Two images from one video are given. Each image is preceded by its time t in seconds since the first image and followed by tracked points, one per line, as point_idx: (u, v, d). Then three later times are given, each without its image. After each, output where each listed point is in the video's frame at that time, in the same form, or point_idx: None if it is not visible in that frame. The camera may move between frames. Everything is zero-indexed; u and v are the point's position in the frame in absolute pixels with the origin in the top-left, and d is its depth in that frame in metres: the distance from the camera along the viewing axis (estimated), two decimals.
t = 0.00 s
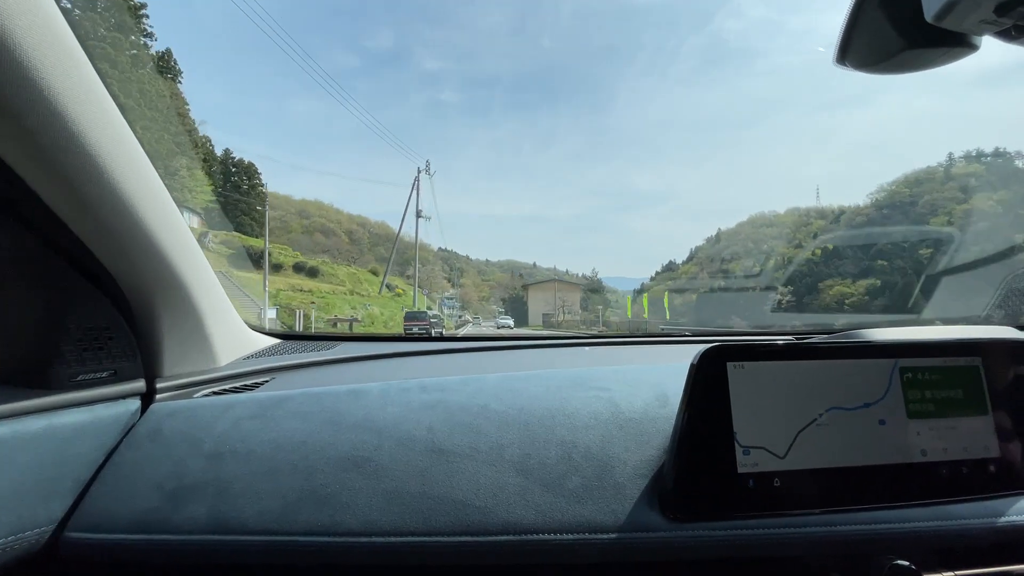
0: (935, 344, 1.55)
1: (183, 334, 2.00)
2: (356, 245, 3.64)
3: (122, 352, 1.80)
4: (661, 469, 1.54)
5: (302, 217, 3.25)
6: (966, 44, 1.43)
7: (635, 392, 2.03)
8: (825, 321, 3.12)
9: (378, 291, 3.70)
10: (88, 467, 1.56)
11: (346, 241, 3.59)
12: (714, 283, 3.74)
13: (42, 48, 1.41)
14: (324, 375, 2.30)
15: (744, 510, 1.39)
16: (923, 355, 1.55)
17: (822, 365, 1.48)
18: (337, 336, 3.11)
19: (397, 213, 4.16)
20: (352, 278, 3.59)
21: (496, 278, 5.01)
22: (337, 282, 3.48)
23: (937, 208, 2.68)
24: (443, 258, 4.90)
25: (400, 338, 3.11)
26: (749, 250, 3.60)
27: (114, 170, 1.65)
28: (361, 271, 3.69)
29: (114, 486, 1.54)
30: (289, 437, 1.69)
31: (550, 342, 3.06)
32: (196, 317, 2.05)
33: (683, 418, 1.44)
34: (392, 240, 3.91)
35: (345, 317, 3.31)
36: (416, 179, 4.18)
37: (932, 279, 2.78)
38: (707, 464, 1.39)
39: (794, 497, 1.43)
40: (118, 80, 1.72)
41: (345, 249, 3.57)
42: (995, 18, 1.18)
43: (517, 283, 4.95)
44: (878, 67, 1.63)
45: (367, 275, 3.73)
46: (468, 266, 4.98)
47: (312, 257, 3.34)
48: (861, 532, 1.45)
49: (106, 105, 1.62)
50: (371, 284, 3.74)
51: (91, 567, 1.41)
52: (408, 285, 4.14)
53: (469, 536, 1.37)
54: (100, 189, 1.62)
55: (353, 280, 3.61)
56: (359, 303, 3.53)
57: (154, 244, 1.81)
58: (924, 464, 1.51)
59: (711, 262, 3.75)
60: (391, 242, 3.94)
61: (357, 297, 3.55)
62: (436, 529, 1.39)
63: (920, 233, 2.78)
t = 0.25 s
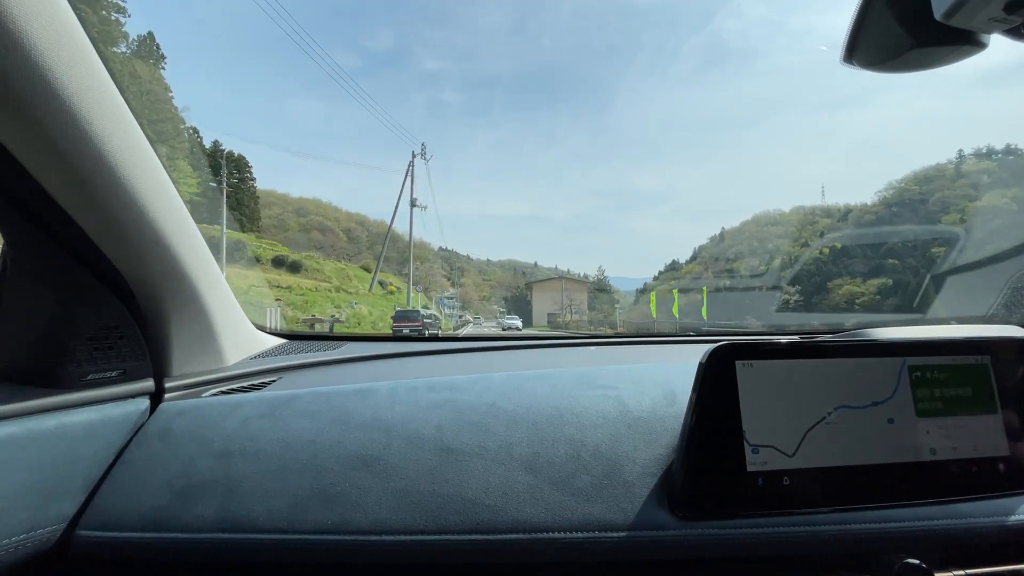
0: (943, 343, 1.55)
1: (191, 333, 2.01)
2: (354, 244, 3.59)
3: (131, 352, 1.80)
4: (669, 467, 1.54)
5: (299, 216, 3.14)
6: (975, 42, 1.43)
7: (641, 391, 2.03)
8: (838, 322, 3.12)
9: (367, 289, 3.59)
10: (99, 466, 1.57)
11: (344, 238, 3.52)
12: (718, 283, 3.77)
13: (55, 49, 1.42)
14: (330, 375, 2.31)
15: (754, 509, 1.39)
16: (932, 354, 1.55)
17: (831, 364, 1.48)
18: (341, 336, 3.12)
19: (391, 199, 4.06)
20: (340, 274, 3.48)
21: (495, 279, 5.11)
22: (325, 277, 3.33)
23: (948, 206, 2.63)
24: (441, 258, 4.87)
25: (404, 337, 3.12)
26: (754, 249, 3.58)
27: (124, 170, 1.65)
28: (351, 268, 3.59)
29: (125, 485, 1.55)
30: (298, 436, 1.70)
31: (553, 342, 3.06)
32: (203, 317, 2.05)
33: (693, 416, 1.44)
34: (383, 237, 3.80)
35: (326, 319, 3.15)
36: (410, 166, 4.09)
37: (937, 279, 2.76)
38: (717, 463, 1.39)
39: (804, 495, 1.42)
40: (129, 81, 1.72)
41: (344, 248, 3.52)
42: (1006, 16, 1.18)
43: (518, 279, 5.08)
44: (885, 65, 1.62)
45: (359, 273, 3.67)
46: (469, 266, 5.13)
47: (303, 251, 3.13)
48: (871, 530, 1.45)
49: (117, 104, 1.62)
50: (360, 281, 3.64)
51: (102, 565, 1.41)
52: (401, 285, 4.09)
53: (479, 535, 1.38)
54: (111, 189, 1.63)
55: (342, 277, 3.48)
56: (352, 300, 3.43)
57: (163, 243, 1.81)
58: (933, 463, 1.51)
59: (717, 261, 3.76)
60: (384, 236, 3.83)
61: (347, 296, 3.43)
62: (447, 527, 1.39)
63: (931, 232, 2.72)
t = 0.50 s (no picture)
0: (936, 351, 1.56)
1: (190, 341, 2.02)
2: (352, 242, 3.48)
3: (130, 360, 1.82)
4: (664, 476, 1.55)
5: (296, 213, 3.13)
6: (968, 54, 1.43)
7: (638, 398, 2.04)
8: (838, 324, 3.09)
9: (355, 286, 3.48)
10: (98, 474, 1.58)
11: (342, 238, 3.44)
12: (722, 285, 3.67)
13: (48, 61, 1.43)
14: (329, 381, 2.32)
15: (748, 518, 1.40)
16: (925, 362, 1.56)
17: (823, 373, 1.49)
18: (340, 341, 3.13)
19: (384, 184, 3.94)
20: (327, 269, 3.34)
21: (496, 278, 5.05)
22: (305, 272, 3.17)
23: (957, 204, 2.68)
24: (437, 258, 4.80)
25: (403, 342, 3.13)
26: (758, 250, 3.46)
27: (121, 180, 1.67)
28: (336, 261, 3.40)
29: (124, 493, 1.56)
30: (296, 444, 1.71)
31: (552, 346, 3.07)
32: (202, 325, 2.07)
33: (687, 425, 1.45)
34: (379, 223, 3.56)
35: (298, 319, 3.08)
36: (400, 149, 3.90)
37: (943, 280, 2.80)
38: (710, 472, 1.40)
39: (798, 504, 1.43)
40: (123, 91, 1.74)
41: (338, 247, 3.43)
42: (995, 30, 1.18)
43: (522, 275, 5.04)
44: (879, 75, 1.63)
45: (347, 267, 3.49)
46: (470, 264, 5.00)
47: (282, 244, 2.98)
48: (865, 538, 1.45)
49: (113, 115, 1.64)
50: (348, 277, 3.48)
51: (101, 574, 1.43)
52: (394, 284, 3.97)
53: (475, 543, 1.39)
54: (109, 200, 1.65)
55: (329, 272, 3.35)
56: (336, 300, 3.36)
57: (161, 252, 1.83)
58: (927, 471, 1.52)
59: (721, 262, 3.63)
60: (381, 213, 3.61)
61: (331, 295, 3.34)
62: (442, 536, 1.40)
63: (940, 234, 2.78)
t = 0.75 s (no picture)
0: (938, 348, 1.55)
1: (186, 338, 2.01)
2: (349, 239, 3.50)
3: (126, 357, 1.81)
4: (662, 473, 1.53)
5: (293, 211, 3.11)
6: (968, 49, 1.42)
7: (637, 395, 2.03)
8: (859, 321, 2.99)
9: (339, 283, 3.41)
10: (93, 471, 1.57)
11: (340, 235, 3.46)
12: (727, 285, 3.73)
13: (41, 57, 1.41)
14: (327, 379, 2.31)
15: (747, 515, 1.38)
16: (926, 359, 1.54)
17: (824, 370, 1.48)
18: (339, 340, 3.12)
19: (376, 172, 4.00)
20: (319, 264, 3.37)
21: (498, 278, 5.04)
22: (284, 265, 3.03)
23: (967, 201, 2.59)
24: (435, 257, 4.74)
25: (402, 340, 3.12)
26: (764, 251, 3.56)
27: (117, 176, 1.66)
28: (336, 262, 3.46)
29: (118, 490, 1.55)
30: (293, 441, 1.70)
31: (552, 345, 3.06)
32: (199, 322, 2.06)
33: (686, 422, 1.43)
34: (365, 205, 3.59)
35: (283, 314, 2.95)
36: (393, 129, 3.94)
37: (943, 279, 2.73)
38: (709, 469, 1.39)
39: (797, 501, 1.42)
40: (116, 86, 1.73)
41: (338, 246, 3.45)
42: (995, 24, 1.17)
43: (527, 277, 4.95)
44: (879, 71, 1.62)
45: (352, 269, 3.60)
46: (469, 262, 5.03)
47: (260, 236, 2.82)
48: (865, 536, 1.44)
49: (106, 109, 1.62)
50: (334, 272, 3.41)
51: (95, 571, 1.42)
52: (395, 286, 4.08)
53: (470, 541, 1.38)
54: (103, 196, 1.64)
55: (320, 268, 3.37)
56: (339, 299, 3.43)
57: (157, 249, 1.82)
58: (928, 469, 1.51)
59: (724, 260, 3.73)
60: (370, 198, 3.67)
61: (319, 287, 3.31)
62: (438, 534, 1.39)
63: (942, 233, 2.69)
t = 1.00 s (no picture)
0: (946, 342, 1.55)
1: (197, 332, 2.02)
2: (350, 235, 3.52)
3: (139, 350, 1.82)
4: (672, 466, 1.54)
5: (289, 209, 3.19)
6: (979, 43, 1.42)
7: (645, 390, 2.04)
8: (869, 319, 3.04)
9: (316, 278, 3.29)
10: (107, 462, 1.59)
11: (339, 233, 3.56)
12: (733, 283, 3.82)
13: (59, 48, 1.41)
14: (335, 373, 2.32)
15: (757, 508, 1.40)
16: (935, 354, 1.55)
17: (833, 364, 1.48)
18: (345, 335, 3.13)
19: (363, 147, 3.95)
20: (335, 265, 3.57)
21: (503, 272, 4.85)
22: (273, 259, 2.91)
23: (979, 198, 2.52)
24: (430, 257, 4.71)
25: (408, 336, 3.13)
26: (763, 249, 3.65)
27: (134, 171, 1.67)
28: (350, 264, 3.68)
29: (133, 481, 1.57)
30: (305, 434, 1.71)
31: (557, 341, 3.06)
32: (210, 316, 2.07)
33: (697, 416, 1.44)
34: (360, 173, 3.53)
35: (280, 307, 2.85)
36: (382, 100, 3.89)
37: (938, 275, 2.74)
38: (720, 462, 1.40)
39: (807, 494, 1.43)
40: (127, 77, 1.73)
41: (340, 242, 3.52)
42: (1010, 17, 1.17)
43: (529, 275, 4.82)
44: (890, 66, 1.62)
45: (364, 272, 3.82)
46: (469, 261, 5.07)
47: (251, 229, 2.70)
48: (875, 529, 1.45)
49: (122, 100, 1.63)
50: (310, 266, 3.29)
51: (111, 561, 1.43)
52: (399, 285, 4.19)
53: (484, 532, 1.39)
54: (120, 188, 1.64)
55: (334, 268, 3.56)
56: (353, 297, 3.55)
57: (171, 243, 1.83)
58: (936, 462, 1.51)
59: (728, 258, 3.86)
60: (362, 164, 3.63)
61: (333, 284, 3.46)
62: (452, 525, 1.40)
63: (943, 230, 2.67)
